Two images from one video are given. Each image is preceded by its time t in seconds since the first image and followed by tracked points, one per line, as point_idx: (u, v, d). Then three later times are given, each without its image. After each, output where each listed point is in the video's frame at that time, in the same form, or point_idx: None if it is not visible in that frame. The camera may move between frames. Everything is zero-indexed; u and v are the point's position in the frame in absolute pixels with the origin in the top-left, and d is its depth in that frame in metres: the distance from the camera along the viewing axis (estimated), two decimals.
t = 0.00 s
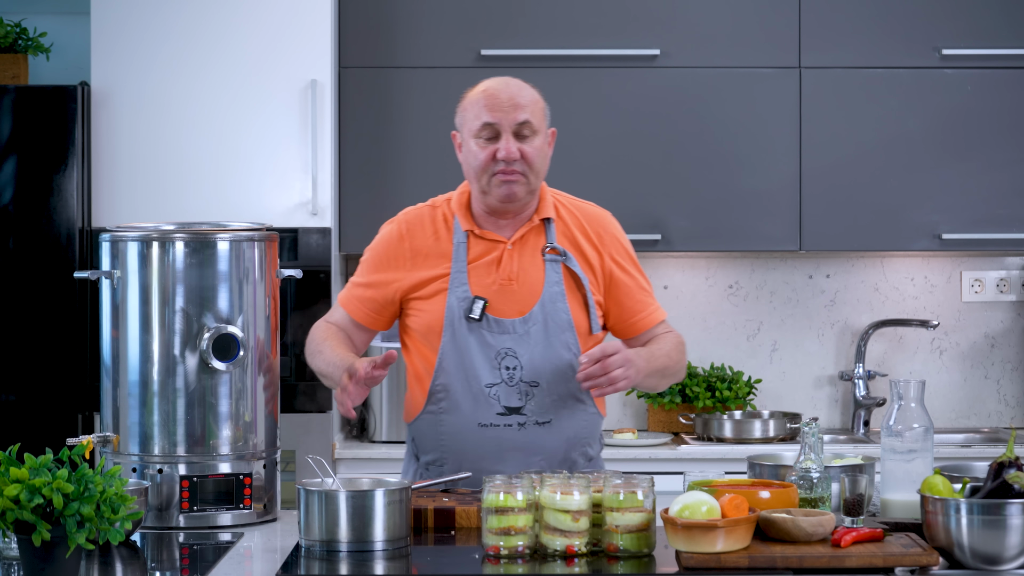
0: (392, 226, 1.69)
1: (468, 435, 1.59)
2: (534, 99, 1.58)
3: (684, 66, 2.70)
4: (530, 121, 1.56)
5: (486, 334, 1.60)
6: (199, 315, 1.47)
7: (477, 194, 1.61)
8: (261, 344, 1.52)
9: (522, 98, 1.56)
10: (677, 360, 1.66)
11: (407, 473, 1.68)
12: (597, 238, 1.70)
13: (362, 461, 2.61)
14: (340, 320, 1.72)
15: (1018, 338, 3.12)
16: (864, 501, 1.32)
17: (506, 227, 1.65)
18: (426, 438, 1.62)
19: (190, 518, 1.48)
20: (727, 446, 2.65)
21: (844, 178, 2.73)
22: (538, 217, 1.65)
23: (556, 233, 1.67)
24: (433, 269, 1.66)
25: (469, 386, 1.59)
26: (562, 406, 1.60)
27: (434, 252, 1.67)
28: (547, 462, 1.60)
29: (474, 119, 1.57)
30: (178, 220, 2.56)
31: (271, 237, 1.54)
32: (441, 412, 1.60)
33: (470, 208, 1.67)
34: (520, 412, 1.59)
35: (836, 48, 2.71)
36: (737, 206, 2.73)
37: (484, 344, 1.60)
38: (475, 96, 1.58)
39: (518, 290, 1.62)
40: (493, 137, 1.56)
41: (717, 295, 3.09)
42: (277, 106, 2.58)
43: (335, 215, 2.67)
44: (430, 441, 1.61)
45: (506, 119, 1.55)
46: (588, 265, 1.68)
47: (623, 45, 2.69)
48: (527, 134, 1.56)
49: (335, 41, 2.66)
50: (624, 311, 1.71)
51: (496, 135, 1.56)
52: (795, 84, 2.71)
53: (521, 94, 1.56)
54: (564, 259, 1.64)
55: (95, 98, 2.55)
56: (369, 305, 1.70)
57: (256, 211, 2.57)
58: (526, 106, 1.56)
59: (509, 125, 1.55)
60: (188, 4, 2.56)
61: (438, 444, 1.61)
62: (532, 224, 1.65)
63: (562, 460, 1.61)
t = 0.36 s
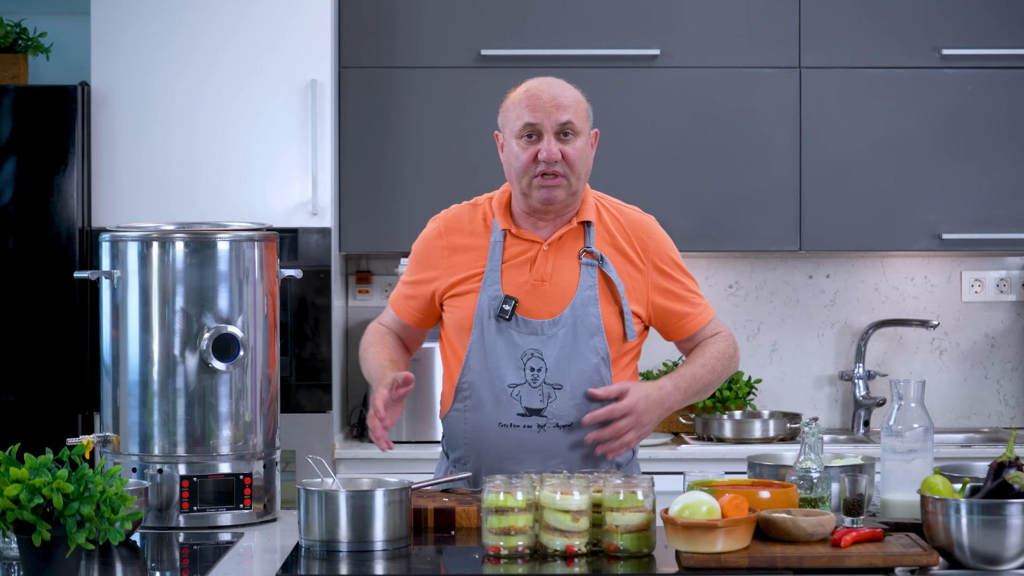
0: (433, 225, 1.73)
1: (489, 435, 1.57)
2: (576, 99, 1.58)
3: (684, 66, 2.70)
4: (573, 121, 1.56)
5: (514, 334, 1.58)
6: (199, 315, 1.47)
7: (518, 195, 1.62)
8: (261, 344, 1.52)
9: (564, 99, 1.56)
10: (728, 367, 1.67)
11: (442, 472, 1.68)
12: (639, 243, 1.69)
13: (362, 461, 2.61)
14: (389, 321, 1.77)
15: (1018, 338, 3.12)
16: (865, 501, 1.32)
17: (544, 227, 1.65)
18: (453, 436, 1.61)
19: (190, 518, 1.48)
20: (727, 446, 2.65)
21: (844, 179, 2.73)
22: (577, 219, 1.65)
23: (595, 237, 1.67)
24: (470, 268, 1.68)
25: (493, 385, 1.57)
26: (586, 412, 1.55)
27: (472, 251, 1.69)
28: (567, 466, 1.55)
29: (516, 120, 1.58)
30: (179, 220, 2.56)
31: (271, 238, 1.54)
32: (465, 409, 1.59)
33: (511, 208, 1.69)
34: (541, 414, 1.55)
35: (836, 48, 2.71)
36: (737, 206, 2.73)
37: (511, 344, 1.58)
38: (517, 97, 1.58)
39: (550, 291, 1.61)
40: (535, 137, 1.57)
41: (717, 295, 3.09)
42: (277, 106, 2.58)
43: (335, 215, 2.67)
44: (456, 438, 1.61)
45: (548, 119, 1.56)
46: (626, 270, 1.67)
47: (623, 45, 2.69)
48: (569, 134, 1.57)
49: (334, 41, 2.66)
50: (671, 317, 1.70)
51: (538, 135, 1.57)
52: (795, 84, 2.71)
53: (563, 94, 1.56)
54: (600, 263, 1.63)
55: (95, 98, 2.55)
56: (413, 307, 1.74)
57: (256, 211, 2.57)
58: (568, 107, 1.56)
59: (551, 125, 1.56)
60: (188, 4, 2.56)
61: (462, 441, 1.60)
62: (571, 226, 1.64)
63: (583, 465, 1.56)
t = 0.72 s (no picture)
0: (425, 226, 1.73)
1: (480, 434, 1.59)
2: (566, 100, 1.58)
3: (684, 66, 2.70)
4: (562, 123, 1.56)
5: (507, 333, 1.61)
6: (199, 315, 1.47)
7: (508, 195, 1.63)
8: (261, 344, 1.52)
9: (554, 101, 1.56)
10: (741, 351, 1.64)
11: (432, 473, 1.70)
12: (634, 238, 1.69)
13: (362, 461, 2.61)
14: (378, 325, 1.75)
15: (1018, 338, 3.12)
16: (864, 501, 1.32)
17: (536, 226, 1.66)
18: (444, 435, 1.63)
19: (190, 518, 1.48)
20: (727, 446, 2.65)
21: (843, 179, 2.73)
22: (570, 218, 1.65)
23: (588, 236, 1.67)
24: (462, 268, 1.68)
25: (485, 384, 1.59)
26: (577, 411, 1.58)
27: (464, 251, 1.69)
28: (558, 466, 1.58)
29: (506, 122, 1.58)
30: (178, 220, 2.56)
31: (271, 238, 1.54)
32: (456, 409, 1.61)
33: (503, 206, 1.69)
34: (533, 413, 1.57)
35: (836, 48, 2.71)
36: (738, 206, 2.73)
37: (504, 343, 1.60)
38: (507, 97, 1.58)
39: (544, 290, 1.62)
40: (524, 140, 1.57)
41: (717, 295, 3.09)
42: (277, 106, 2.58)
43: (335, 215, 2.67)
44: (446, 437, 1.62)
45: (538, 122, 1.56)
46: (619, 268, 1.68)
47: (623, 45, 2.69)
48: (558, 137, 1.57)
49: (334, 41, 2.66)
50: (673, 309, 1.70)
51: (527, 138, 1.57)
52: (795, 84, 2.71)
53: (553, 95, 1.56)
54: (593, 262, 1.64)
55: (95, 98, 2.55)
56: (404, 309, 1.74)
57: (256, 211, 2.57)
58: (557, 108, 1.56)
59: (540, 128, 1.56)
60: (188, 4, 2.56)
61: (454, 440, 1.62)
62: (563, 225, 1.65)
63: (573, 465, 1.58)
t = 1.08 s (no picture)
0: (388, 229, 1.70)
1: (456, 434, 1.60)
2: (525, 96, 1.57)
3: (684, 66, 2.70)
4: (521, 118, 1.55)
5: (476, 331, 1.60)
6: (199, 315, 1.47)
7: (468, 191, 1.62)
8: (261, 343, 1.52)
9: (513, 96, 1.56)
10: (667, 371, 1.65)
11: (399, 472, 1.69)
12: (592, 235, 1.70)
13: (362, 461, 2.61)
14: (357, 338, 1.69)
15: (1018, 338, 3.12)
16: (865, 501, 1.32)
17: (500, 224, 1.65)
18: (415, 436, 1.63)
19: (190, 518, 1.48)
20: (727, 446, 2.65)
21: (843, 179, 2.73)
22: (533, 213, 1.65)
23: (550, 231, 1.67)
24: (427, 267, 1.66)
25: (457, 384, 1.59)
26: (551, 405, 1.60)
27: (428, 251, 1.67)
28: (535, 461, 1.60)
29: (465, 117, 1.57)
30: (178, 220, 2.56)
31: (271, 238, 1.54)
32: (430, 409, 1.60)
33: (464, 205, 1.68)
34: (508, 410, 1.59)
35: (836, 48, 2.71)
36: (737, 206, 2.73)
37: (474, 340, 1.60)
38: (466, 94, 1.58)
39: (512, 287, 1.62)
40: (484, 135, 1.56)
41: (717, 295, 3.09)
42: (277, 105, 2.58)
43: (335, 215, 2.67)
44: (419, 438, 1.62)
45: (497, 117, 1.55)
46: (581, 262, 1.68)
47: (623, 45, 2.69)
48: (518, 131, 1.56)
49: (335, 41, 2.66)
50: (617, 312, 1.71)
51: (486, 132, 1.56)
52: (795, 84, 2.71)
53: (512, 91, 1.56)
54: (556, 256, 1.64)
55: (95, 97, 2.55)
56: (379, 314, 1.69)
57: (256, 211, 2.57)
58: (517, 103, 1.56)
59: (499, 122, 1.55)
60: (189, 4, 2.56)
61: (427, 440, 1.61)
62: (527, 221, 1.65)
63: (550, 460, 1.61)
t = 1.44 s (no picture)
0: (368, 234, 1.69)
1: (447, 437, 1.59)
2: (505, 97, 1.57)
3: (684, 66, 2.70)
4: (501, 119, 1.55)
5: (464, 334, 1.60)
6: (199, 315, 1.47)
7: (449, 193, 1.62)
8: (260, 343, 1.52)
9: (493, 97, 1.55)
10: (653, 369, 1.70)
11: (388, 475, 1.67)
12: (578, 238, 1.71)
13: (362, 461, 2.61)
14: (337, 345, 1.69)
15: (1018, 338, 3.12)
16: (865, 502, 1.32)
17: (482, 226, 1.65)
18: (404, 441, 1.61)
19: (190, 518, 1.48)
20: (727, 446, 2.65)
21: (843, 179, 2.73)
22: (515, 215, 1.66)
23: (534, 232, 1.68)
24: (410, 272, 1.66)
25: (446, 387, 1.59)
26: (542, 407, 1.59)
27: (411, 255, 1.66)
28: (526, 464, 1.59)
29: (445, 119, 1.56)
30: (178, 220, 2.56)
31: (272, 238, 1.54)
32: (419, 413, 1.60)
33: (446, 207, 1.68)
34: (498, 413, 1.58)
35: (836, 48, 2.71)
36: (737, 206, 2.73)
37: (462, 344, 1.60)
38: (445, 95, 1.57)
39: (497, 289, 1.62)
40: (463, 136, 1.56)
41: (717, 295, 3.09)
42: (276, 106, 2.58)
43: (335, 215, 2.67)
44: (409, 442, 1.61)
45: (477, 118, 1.54)
46: (566, 263, 1.69)
47: (623, 45, 2.69)
48: (498, 132, 1.56)
49: (335, 41, 2.66)
50: (603, 313, 1.73)
51: (466, 134, 1.55)
52: (794, 84, 2.71)
53: (492, 92, 1.56)
54: (542, 258, 1.64)
55: (95, 97, 2.55)
56: (360, 322, 1.69)
57: (255, 211, 2.57)
58: (497, 104, 1.55)
59: (479, 123, 1.55)
60: (189, 3, 2.56)
61: (417, 445, 1.60)
62: (510, 223, 1.65)
63: (542, 462, 1.60)
